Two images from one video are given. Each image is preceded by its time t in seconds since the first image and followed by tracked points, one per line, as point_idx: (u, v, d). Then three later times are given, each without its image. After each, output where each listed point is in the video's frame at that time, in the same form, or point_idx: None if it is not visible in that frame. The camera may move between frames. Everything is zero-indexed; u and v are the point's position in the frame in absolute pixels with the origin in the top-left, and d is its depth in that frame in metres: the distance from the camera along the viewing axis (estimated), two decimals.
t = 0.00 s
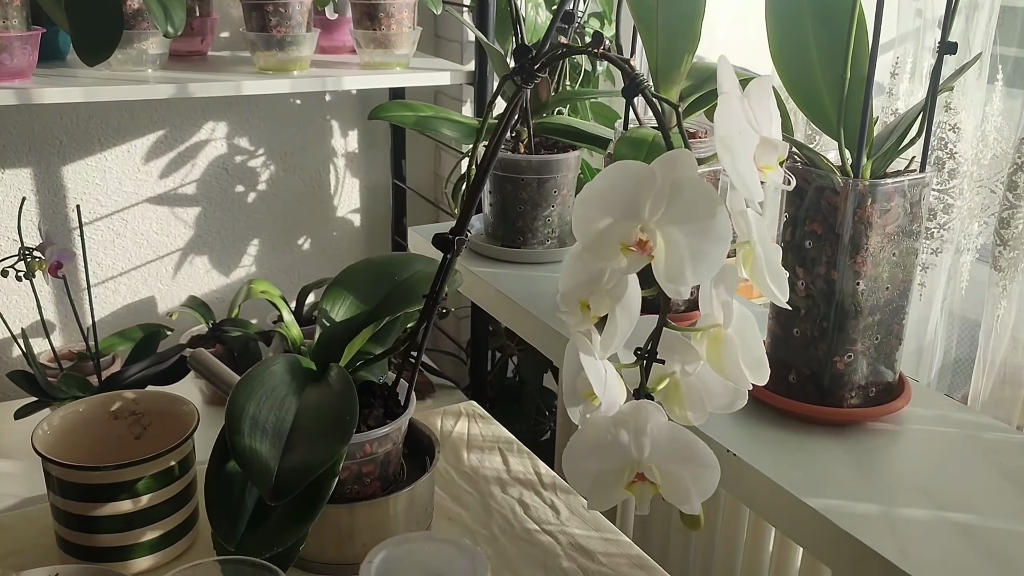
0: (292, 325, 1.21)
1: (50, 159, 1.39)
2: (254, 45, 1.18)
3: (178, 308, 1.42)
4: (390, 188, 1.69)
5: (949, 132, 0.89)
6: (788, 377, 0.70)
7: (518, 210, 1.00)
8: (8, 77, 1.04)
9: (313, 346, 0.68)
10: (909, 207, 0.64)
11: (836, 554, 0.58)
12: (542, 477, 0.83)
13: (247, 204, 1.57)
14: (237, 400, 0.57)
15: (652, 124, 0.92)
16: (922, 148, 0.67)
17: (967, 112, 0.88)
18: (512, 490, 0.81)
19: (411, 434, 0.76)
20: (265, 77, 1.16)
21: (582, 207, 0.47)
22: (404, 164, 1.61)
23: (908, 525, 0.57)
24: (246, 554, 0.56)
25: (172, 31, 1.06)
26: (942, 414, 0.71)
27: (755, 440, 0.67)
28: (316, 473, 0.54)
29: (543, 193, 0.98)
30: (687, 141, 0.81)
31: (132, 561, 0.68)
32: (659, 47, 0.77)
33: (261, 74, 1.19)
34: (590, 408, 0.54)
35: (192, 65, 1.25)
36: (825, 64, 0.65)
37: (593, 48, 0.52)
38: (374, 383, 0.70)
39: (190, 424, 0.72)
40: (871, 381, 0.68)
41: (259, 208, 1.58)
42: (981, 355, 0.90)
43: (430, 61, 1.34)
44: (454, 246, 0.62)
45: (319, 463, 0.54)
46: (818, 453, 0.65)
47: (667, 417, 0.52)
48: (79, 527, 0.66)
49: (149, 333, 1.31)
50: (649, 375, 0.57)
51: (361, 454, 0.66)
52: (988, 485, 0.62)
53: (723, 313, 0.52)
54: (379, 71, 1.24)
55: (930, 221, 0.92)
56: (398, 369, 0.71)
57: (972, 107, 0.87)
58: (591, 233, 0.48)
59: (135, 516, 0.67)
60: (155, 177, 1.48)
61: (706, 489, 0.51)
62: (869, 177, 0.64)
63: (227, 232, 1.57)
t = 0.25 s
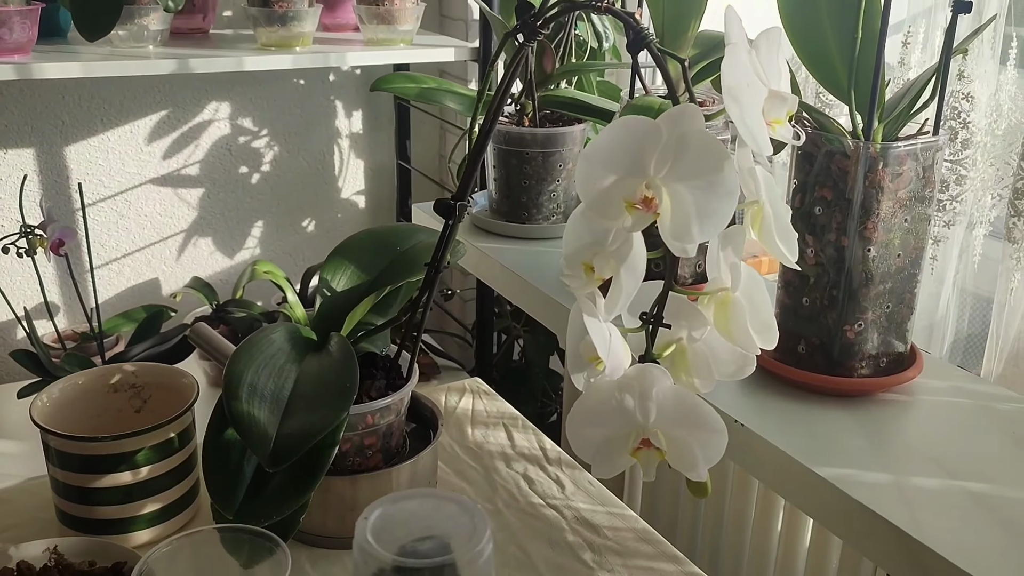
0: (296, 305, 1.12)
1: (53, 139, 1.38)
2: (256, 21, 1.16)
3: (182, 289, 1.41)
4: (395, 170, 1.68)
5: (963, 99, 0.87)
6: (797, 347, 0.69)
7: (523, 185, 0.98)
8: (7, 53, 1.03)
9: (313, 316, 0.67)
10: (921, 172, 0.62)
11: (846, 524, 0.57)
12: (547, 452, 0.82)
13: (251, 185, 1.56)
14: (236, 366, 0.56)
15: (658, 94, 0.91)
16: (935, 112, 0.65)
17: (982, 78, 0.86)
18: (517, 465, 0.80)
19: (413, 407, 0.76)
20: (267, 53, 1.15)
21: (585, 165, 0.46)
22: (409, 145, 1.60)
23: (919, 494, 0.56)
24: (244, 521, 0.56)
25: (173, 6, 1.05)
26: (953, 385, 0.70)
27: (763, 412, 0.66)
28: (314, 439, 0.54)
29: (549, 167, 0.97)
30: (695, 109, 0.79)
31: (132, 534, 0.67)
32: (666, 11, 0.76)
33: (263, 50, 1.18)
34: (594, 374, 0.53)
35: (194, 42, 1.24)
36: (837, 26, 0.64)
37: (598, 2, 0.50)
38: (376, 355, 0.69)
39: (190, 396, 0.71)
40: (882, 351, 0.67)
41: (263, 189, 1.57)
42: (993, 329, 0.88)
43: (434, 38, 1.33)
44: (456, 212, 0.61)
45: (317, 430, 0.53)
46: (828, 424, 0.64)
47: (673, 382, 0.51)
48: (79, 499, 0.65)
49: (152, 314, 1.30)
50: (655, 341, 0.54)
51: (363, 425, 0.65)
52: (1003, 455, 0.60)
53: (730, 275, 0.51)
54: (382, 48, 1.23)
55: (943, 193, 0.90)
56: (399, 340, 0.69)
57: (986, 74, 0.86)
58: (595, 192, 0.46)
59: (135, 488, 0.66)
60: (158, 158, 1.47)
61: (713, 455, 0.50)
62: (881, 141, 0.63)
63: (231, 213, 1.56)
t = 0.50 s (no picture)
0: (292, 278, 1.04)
1: (58, 126, 1.38)
2: (261, 5, 1.15)
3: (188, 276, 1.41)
4: (402, 157, 1.67)
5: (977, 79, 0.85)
6: (808, 329, 0.68)
7: (530, 168, 0.97)
8: (11, 36, 1.03)
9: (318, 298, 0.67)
10: (935, 149, 0.61)
11: (858, 507, 0.56)
12: (554, 437, 0.81)
13: (257, 172, 1.55)
14: (239, 345, 0.56)
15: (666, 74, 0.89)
16: (949, 89, 0.64)
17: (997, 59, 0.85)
18: (524, 449, 0.79)
19: (419, 391, 0.75)
20: (272, 38, 1.14)
21: (592, 139, 0.45)
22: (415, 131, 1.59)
23: (932, 476, 0.55)
24: (246, 503, 0.55)
25: None
26: (967, 368, 0.68)
27: (773, 394, 0.65)
28: (316, 420, 0.53)
29: (555, 150, 0.96)
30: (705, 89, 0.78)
31: (136, 517, 0.67)
32: None
33: (268, 34, 1.17)
34: (601, 353, 0.52)
35: (199, 27, 1.23)
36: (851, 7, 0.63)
37: None
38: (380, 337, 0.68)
39: (192, 378, 0.70)
40: (894, 332, 0.66)
41: (269, 176, 1.57)
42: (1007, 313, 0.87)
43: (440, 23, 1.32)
44: (461, 190, 0.60)
45: (319, 410, 0.53)
46: (839, 406, 0.63)
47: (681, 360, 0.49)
48: (82, 482, 0.65)
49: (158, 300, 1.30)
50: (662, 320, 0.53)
51: (368, 408, 0.65)
52: (1018, 437, 0.59)
53: (740, 252, 0.50)
54: (388, 32, 1.22)
55: (956, 175, 0.89)
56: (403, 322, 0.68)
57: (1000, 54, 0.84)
58: (602, 166, 0.45)
59: (138, 471, 0.65)
60: (164, 145, 1.47)
61: (722, 435, 0.48)
62: (894, 117, 0.62)
63: (237, 201, 1.56)
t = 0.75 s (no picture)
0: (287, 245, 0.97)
1: (62, 111, 1.37)
2: None
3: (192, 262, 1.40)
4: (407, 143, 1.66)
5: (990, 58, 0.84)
6: (816, 311, 0.67)
7: (535, 150, 0.96)
8: (12, 18, 1.02)
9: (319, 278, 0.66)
10: (947, 125, 0.60)
11: (867, 489, 0.55)
12: (558, 420, 0.80)
13: (262, 158, 1.55)
14: (239, 323, 0.55)
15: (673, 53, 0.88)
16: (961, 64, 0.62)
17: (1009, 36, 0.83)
18: (528, 432, 0.79)
19: (422, 374, 0.74)
20: (275, 20, 1.13)
21: (594, 111, 0.43)
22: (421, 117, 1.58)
23: (943, 456, 0.54)
24: (246, 482, 0.55)
25: None
26: (977, 349, 0.67)
27: (780, 376, 0.64)
28: (313, 399, 0.52)
29: (561, 132, 0.95)
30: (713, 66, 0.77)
31: (136, 498, 0.66)
32: None
33: (271, 17, 1.16)
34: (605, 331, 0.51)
35: (202, 10, 1.22)
36: None
37: None
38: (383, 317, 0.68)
39: (192, 359, 0.70)
40: (905, 314, 0.65)
41: (274, 162, 1.56)
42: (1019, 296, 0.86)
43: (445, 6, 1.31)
44: (462, 166, 0.59)
45: (316, 391, 0.52)
46: (847, 388, 0.62)
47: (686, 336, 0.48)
48: (81, 463, 0.64)
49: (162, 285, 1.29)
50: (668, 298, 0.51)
51: (369, 389, 0.64)
52: None
53: (747, 228, 0.49)
54: (392, 15, 1.21)
55: (967, 155, 0.87)
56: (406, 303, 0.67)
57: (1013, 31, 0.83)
58: (604, 140, 0.44)
59: (138, 452, 0.65)
60: (168, 130, 1.46)
61: (728, 411, 0.47)
62: (905, 93, 0.60)
63: (241, 187, 1.55)
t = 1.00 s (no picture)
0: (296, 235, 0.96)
1: (68, 98, 1.37)
2: None
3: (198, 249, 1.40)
4: (413, 131, 1.66)
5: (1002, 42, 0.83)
6: (825, 296, 0.66)
7: (542, 136, 0.96)
8: (17, 4, 1.02)
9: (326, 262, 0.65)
10: (960, 108, 0.59)
11: (876, 474, 0.54)
12: (565, 407, 0.80)
13: (268, 146, 1.55)
14: (243, 306, 0.55)
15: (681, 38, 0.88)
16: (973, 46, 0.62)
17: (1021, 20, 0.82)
18: (534, 419, 0.78)
19: (428, 359, 0.74)
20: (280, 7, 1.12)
21: (603, 90, 0.43)
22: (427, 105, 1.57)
23: (953, 441, 0.53)
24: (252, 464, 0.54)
25: None
26: (987, 336, 0.67)
27: (788, 361, 0.64)
28: (319, 381, 0.52)
29: (568, 118, 0.94)
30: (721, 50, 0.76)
31: (142, 482, 0.66)
32: None
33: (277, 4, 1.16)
34: (613, 314, 0.50)
35: None
36: None
37: None
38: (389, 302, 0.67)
39: (198, 344, 0.69)
40: (914, 299, 0.65)
41: (280, 150, 1.56)
42: None
43: None
44: (469, 149, 0.59)
45: (323, 373, 0.52)
46: (856, 373, 0.62)
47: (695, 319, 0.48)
48: (88, 447, 0.64)
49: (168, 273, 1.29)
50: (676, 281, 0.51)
51: (376, 373, 0.63)
52: None
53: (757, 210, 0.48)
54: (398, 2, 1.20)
55: (978, 142, 0.87)
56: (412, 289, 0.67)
57: None
58: (614, 120, 0.43)
59: (144, 436, 0.65)
60: (174, 118, 1.46)
61: (737, 395, 0.47)
62: (917, 75, 0.60)
63: (247, 175, 1.55)
